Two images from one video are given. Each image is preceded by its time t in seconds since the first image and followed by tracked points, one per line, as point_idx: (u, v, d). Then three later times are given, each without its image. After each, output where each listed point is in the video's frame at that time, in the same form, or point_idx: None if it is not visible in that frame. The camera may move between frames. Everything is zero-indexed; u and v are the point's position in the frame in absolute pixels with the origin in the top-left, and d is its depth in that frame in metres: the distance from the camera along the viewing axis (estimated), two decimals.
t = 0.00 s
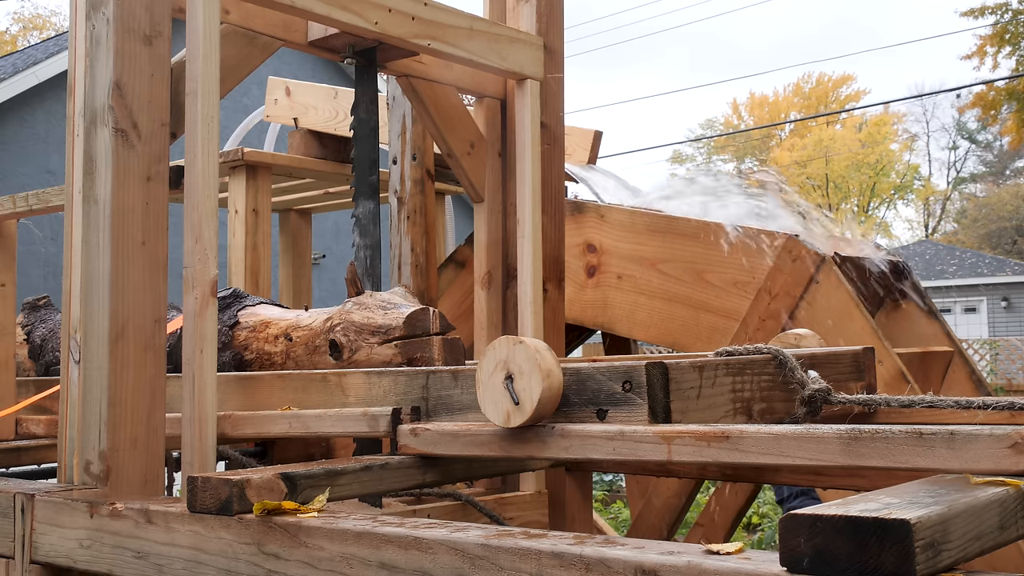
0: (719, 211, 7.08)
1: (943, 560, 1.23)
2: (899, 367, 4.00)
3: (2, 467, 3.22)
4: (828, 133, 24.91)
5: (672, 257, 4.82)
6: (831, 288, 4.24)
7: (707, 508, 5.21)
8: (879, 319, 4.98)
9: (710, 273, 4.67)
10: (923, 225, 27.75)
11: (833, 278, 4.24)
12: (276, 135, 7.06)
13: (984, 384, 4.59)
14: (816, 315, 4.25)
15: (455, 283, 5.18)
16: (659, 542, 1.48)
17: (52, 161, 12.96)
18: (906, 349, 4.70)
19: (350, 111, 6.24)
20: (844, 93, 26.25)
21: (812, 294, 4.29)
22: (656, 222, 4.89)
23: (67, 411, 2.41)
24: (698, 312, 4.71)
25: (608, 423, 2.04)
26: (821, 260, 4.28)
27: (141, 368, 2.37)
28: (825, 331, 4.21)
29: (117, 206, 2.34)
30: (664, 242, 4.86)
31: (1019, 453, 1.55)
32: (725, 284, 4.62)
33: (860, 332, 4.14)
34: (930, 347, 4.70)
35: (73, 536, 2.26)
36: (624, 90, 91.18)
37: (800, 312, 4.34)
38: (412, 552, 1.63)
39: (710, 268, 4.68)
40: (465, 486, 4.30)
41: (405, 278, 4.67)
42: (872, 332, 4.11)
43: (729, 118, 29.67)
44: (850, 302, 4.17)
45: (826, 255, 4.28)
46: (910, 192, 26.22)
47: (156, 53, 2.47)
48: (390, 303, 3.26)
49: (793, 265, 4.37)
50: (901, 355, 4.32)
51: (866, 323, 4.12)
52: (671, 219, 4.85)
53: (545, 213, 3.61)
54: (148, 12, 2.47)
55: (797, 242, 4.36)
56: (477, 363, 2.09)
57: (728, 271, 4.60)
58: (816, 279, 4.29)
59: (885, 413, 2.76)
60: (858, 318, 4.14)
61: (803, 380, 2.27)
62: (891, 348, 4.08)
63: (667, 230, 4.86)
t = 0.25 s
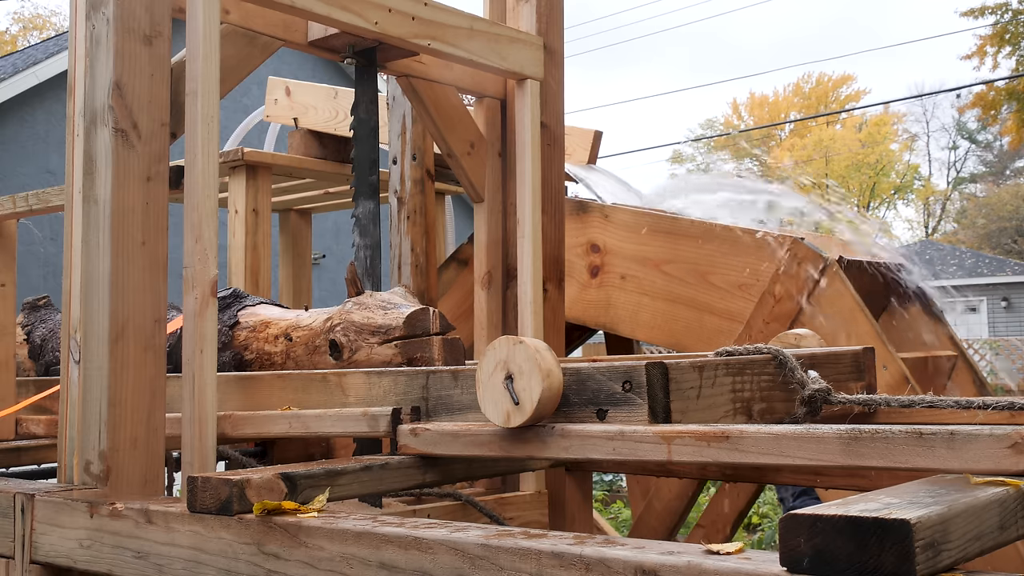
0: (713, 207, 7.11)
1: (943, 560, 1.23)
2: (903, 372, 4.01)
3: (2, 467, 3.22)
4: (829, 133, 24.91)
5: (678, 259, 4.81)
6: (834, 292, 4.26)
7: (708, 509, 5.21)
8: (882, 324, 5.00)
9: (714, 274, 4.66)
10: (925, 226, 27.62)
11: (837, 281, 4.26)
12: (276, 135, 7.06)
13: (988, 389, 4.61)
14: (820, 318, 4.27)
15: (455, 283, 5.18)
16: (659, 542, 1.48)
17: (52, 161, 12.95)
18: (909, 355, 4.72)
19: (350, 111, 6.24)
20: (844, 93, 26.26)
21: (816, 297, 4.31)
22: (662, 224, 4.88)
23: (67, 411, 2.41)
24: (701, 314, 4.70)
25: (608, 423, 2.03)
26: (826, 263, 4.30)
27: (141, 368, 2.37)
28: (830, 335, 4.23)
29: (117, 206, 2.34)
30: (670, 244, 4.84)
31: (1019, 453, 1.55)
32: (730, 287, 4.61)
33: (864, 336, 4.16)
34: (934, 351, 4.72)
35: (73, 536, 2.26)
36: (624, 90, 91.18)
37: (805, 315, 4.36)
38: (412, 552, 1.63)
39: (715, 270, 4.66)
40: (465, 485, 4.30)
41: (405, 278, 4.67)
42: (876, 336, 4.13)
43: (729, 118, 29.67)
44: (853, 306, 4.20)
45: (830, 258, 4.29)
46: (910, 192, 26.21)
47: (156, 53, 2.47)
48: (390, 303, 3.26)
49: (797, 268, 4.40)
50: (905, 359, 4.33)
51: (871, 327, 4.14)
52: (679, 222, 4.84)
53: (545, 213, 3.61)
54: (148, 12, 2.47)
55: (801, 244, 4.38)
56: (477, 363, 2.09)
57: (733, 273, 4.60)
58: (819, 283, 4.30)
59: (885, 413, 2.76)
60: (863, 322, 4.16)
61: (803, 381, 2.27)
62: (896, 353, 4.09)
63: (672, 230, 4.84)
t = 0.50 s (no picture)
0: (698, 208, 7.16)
1: (943, 561, 1.23)
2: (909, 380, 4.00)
3: (1, 467, 3.22)
4: (828, 133, 24.91)
5: (684, 261, 4.81)
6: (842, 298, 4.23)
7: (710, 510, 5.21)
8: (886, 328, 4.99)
9: (719, 278, 4.66)
10: (924, 226, 27.92)
11: (844, 288, 4.22)
12: (276, 135, 7.06)
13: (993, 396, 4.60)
14: (827, 324, 4.24)
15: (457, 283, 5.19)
16: (659, 542, 1.48)
17: (52, 161, 12.95)
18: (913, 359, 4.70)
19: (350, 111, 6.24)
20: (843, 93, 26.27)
21: (823, 302, 4.28)
22: (667, 227, 4.88)
23: (67, 411, 2.41)
24: (707, 318, 4.70)
25: (608, 423, 2.03)
26: (833, 269, 4.26)
27: (141, 368, 2.37)
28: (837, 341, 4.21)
29: (117, 206, 2.34)
30: (676, 245, 4.84)
31: (1019, 453, 1.55)
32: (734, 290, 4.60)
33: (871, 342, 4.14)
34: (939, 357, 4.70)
35: (73, 536, 2.26)
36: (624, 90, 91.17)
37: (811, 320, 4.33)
38: (412, 552, 1.63)
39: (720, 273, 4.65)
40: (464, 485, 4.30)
41: (405, 278, 4.67)
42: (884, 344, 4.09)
43: (729, 118, 29.66)
44: (860, 313, 4.18)
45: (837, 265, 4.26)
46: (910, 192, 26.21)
47: (156, 53, 2.47)
48: (390, 303, 3.26)
49: (805, 274, 4.36)
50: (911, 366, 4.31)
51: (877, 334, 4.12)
52: (685, 226, 4.83)
53: (545, 214, 3.61)
54: (148, 12, 2.47)
55: (809, 250, 4.36)
56: (477, 363, 2.09)
57: (739, 276, 4.58)
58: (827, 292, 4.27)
59: (885, 412, 2.76)
60: (868, 329, 4.14)
61: (803, 381, 2.27)
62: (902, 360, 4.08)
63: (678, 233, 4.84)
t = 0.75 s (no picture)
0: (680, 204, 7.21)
1: (943, 560, 1.23)
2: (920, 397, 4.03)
3: (1, 467, 3.21)
4: (829, 133, 24.92)
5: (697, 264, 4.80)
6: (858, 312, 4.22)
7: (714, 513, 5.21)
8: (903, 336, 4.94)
9: (734, 285, 4.65)
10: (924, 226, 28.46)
11: (861, 301, 4.22)
12: (276, 135, 7.06)
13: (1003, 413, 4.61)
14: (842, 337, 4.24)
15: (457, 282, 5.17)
16: (659, 543, 1.48)
17: (52, 161, 12.95)
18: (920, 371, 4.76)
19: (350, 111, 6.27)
20: (844, 93, 26.28)
21: (838, 316, 4.28)
22: (678, 231, 4.87)
23: (67, 411, 2.41)
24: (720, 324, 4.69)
25: (608, 423, 2.04)
26: (851, 283, 4.24)
27: (141, 368, 2.37)
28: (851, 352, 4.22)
29: (117, 206, 2.34)
30: (688, 250, 4.82)
31: (1019, 453, 1.55)
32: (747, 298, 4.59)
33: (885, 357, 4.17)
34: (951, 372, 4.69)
35: (73, 536, 2.26)
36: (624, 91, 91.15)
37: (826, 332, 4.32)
38: (412, 552, 1.63)
39: (735, 281, 4.64)
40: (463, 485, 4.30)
41: (405, 278, 4.67)
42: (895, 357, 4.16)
43: (729, 119, 29.64)
44: (879, 330, 4.19)
45: (855, 279, 4.24)
46: (910, 192, 26.20)
47: (157, 53, 2.47)
48: (390, 303, 3.27)
49: (821, 285, 4.34)
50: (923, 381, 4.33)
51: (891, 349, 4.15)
52: (698, 230, 4.81)
53: (545, 214, 3.61)
54: (148, 12, 2.47)
55: (828, 262, 4.32)
56: (477, 363, 2.10)
57: (753, 284, 4.57)
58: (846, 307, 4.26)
59: (885, 412, 2.77)
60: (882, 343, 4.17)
61: (804, 381, 2.27)
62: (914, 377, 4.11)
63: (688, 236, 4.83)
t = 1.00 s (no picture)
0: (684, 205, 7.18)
1: (943, 561, 1.23)
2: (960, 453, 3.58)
3: (1, 467, 3.21)
4: (828, 133, 24.92)
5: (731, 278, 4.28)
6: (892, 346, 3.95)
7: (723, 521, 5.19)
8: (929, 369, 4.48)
9: (768, 304, 4.17)
10: (925, 226, 28.75)
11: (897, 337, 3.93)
12: (276, 135, 7.06)
13: None
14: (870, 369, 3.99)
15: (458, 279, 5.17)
16: (659, 542, 1.48)
17: (52, 161, 12.95)
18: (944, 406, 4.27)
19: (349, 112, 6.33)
20: (844, 93, 26.27)
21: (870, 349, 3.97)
22: (719, 238, 4.32)
23: (67, 411, 2.41)
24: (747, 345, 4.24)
25: (608, 423, 2.03)
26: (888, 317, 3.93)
27: (141, 368, 2.37)
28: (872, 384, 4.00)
29: (116, 206, 2.34)
30: (723, 260, 4.31)
31: (1019, 453, 1.55)
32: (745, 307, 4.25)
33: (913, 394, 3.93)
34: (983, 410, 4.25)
35: (73, 536, 2.26)
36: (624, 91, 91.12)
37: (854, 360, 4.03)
38: (412, 552, 1.63)
39: (766, 298, 4.17)
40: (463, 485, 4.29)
41: (405, 278, 4.67)
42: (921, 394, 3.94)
43: (729, 119, 29.62)
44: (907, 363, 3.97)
45: (893, 313, 3.93)
46: (910, 192, 26.19)
47: (157, 54, 2.47)
48: (390, 303, 3.27)
49: (857, 316, 3.95)
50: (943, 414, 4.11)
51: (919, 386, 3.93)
52: (734, 241, 4.30)
53: (545, 214, 3.61)
54: (148, 12, 2.47)
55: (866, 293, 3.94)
56: (477, 363, 2.10)
57: (786, 306, 4.12)
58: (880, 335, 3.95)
59: (885, 412, 2.77)
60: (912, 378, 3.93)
61: (804, 380, 2.27)
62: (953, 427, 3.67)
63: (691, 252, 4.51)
